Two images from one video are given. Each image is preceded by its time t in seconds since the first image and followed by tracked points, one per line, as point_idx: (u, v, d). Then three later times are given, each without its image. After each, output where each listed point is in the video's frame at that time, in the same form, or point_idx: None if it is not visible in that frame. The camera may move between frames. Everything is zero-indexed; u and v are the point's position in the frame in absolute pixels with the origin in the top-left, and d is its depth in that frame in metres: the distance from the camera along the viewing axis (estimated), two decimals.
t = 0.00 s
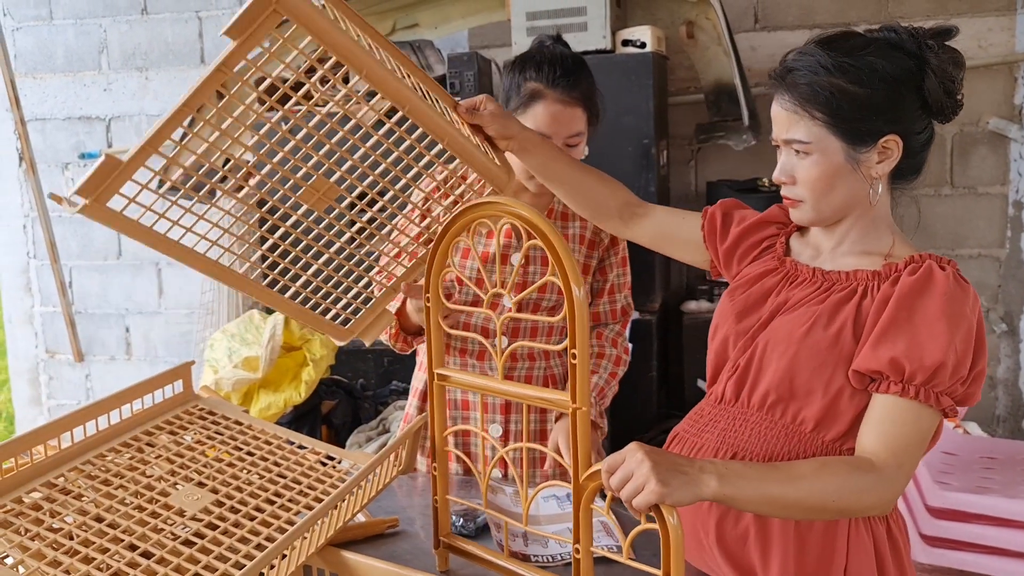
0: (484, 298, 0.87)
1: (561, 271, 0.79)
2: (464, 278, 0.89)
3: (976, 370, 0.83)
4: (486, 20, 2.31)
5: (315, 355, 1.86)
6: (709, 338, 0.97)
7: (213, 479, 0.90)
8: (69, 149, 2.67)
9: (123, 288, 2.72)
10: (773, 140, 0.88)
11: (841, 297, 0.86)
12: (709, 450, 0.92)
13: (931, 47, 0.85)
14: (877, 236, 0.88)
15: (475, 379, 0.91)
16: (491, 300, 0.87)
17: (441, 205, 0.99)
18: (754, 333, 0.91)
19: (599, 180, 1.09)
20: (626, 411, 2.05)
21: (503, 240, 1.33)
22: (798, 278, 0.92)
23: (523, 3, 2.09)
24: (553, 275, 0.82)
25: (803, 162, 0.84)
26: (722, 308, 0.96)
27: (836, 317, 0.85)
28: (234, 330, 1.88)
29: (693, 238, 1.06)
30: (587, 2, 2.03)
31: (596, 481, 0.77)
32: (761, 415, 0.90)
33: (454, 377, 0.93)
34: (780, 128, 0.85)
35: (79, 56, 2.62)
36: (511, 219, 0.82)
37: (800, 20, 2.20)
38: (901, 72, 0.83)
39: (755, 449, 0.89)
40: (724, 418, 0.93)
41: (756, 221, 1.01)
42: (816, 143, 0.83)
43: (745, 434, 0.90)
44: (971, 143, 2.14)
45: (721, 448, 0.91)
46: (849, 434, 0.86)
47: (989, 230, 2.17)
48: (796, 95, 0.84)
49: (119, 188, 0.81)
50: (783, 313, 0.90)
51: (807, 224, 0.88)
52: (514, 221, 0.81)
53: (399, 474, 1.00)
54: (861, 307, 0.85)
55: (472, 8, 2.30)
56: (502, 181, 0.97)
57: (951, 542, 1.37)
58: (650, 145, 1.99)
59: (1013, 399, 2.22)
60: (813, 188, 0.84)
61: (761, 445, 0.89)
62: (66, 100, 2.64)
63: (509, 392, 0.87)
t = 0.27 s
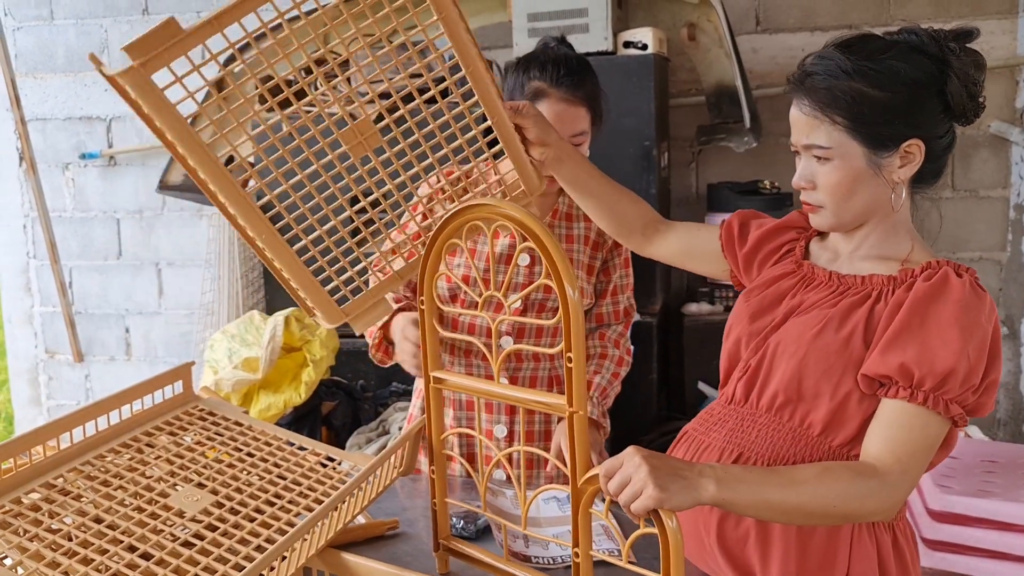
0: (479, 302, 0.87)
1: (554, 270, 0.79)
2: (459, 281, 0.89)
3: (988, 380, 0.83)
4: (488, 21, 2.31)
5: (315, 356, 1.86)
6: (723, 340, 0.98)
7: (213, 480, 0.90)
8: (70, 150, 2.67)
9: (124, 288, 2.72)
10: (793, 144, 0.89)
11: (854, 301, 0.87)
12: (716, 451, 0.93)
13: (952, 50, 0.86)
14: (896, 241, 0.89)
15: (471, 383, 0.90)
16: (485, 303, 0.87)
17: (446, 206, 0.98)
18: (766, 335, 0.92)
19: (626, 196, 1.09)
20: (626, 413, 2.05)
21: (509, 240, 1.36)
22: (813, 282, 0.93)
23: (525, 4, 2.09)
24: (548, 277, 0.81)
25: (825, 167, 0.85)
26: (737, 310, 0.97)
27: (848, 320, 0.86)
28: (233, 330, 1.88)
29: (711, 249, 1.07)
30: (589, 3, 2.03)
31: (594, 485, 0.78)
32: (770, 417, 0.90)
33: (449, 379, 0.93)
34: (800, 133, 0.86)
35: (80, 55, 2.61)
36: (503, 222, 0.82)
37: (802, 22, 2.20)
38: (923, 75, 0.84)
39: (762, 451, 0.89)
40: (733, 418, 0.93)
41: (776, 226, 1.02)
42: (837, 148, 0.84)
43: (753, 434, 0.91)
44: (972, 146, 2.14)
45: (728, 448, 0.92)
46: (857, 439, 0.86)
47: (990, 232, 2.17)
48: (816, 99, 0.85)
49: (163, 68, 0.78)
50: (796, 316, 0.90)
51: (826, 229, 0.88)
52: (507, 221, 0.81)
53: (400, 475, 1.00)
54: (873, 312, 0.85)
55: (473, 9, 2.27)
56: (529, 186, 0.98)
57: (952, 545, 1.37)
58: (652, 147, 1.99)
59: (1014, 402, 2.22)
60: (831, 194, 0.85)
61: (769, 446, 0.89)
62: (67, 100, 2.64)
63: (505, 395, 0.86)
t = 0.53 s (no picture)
0: (485, 304, 0.87)
1: (561, 273, 0.79)
2: (465, 282, 0.89)
3: (1002, 388, 0.83)
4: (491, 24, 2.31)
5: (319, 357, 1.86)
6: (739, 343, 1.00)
7: (219, 480, 0.90)
8: (72, 150, 2.68)
9: (125, 288, 2.73)
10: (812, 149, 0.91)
11: (870, 306, 0.88)
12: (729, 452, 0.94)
13: (974, 57, 0.88)
14: (913, 248, 0.90)
15: (476, 385, 0.90)
16: (490, 305, 0.87)
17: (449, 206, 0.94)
18: (781, 338, 0.94)
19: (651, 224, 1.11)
20: (627, 416, 2.06)
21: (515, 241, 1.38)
22: (830, 287, 0.94)
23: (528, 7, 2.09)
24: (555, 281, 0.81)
25: (843, 172, 0.87)
26: (754, 313, 0.98)
27: (864, 325, 0.87)
28: (235, 330, 1.89)
29: (731, 269, 1.08)
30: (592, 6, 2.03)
31: (600, 488, 0.78)
32: (784, 420, 0.92)
33: (454, 382, 0.93)
34: (820, 137, 0.89)
35: (84, 55, 2.62)
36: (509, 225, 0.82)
37: (805, 26, 2.20)
38: (943, 82, 0.86)
39: (775, 453, 0.91)
40: (747, 420, 0.95)
41: (796, 232, 1.04)
42: (856, 153, 0.86)
43: (766, 436, 0.92)
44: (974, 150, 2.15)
45: (741, 450, 0.93)
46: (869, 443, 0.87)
47: (991, 237, 2.18)
48: (835, 104, 0.87)
49: None
50: (811, 320, 0.92)
51: (844, 234, 0.91)
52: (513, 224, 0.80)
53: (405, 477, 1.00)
54: (888, 317, 0.86)
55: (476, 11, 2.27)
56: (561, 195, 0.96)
57: (953, 548, 1.37)
58: (654, 150, 2.00)
59: (1015, 407, 2.22)
60: (848, 199, 0.88)
61: (782, 448, 0.90)
62: (70, 101, 2.65)
63: (508, 396, 0.86)
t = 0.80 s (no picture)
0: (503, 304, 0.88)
1: (582, 275, 0.80)
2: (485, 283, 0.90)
3: (1016, 392, 0.84)
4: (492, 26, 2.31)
5: (321, 358, 1.87)
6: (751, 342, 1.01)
7: (227, 480, 0.91)
8: (73, 150, 2.68)
9: (126, 289, 2.73)
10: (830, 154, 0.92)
11: (884, 308, 0.89)
12: (740, 450, 0.96)
13: (993, 62, 0.88)
14: (930, 252, 0.91)
15: (490, 385, 0.91)
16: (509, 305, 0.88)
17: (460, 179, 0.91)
18: (794, 338, 0.95)
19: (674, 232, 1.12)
20: (629, 418, 2.06)
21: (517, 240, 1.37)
22: (844, 287, 0.95)
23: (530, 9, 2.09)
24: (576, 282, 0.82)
25: (862, 178, 0.88)
26: (767, 312, 0.99)
27: (878, 326, 0.88)
28: (237, 331, 1.88)
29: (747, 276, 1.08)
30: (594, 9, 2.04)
31: (614, 486, 0.78)
32: (796, 419, 0.93)
33: (467, 382, 0.93)
34: (839, 143, 0.89)
35: (85, 56, 2.62)
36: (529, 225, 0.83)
37: (806, 29, 2.21)
38: (964, 87, 0.86)
39: (786, 452, 0.92)
40: (759, 419, 0.96)
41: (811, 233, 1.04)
42: (875, 160, 0.87)
43: (777, 436, 0.94)
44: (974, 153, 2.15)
45: (752, 448, 0.95)
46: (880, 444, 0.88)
47: (991, 239, 2.18)
48: (855, 110, 0.88)
49: None
50: (825, 320, 0.93)
51: (861, 239, 0.91)
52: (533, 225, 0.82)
53: (411, 478, 1.00)
54: (903, 319, 0.87)
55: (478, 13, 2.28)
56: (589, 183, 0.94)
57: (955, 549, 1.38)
58: (656, 152, 2.00)
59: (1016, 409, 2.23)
60: (869, 205, 0.88)
61: (793, 447, 0.92)
62: (72, 102, 2.65)
63: (523, 396, 0.87)
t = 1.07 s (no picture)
0: (544, 301, 0.90)
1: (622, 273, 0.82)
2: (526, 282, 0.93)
3: None
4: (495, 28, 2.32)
5: (326, 359, 1.87)
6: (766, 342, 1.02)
7: (240, 480, 0.91)
8: (76, 151, 2.68)
9: (128, 290, 2.73)
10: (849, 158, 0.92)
11: (903, 310, 0.89)
12: (757, 450, 0.97)
13: (1013, 66, 0.89)
14: (946, 255, 0.91)
15: (527, 380, 0.92)
16: (550, 300, 0.91)
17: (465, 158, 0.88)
18: (810, 340, 0.95)
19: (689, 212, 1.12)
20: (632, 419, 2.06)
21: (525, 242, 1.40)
22: (860, 289, 0.95)
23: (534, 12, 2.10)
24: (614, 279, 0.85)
25: (884, 183, 0.88)
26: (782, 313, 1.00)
27: (897, 329, 0.89)
28: (243, 332, 1.87)
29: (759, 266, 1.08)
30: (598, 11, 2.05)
31: (637, 482, 0.78)
32: (812, 420, 0.94)
33: (506, 377, 0.94)
34: (860, 147, 0.90)
35: (88, 57, 2.62)
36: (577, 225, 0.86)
37: (808, 31, 2.22)
38: (986, 91, 0.87)
39: (803, 453, 0.93)
40: (775, 420, 0.97)
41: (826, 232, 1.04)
42: (897, 165, 0.87)
43: (793, 436, 0.94)
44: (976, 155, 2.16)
45: (768, 449, 0.96)
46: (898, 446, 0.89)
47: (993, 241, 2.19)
48: (877, 115, 0.89)
49: None
50: (842, 322, 0.93)
51: (881, 242, 0.92)
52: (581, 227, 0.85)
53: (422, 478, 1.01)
54: (921, 322, 0.88)
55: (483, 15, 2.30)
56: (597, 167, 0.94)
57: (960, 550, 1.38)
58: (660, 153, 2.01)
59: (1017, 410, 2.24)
60: (891, 211, 0.88)
61: (809, 448, 0.93)
62: (75, 102, 2.65)
63: (556, 391, 0.88)
